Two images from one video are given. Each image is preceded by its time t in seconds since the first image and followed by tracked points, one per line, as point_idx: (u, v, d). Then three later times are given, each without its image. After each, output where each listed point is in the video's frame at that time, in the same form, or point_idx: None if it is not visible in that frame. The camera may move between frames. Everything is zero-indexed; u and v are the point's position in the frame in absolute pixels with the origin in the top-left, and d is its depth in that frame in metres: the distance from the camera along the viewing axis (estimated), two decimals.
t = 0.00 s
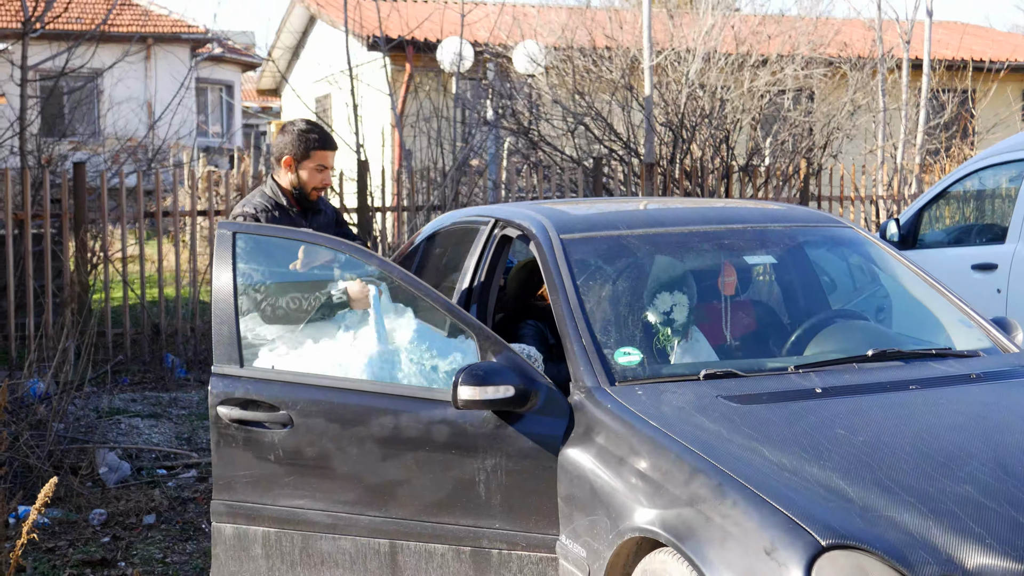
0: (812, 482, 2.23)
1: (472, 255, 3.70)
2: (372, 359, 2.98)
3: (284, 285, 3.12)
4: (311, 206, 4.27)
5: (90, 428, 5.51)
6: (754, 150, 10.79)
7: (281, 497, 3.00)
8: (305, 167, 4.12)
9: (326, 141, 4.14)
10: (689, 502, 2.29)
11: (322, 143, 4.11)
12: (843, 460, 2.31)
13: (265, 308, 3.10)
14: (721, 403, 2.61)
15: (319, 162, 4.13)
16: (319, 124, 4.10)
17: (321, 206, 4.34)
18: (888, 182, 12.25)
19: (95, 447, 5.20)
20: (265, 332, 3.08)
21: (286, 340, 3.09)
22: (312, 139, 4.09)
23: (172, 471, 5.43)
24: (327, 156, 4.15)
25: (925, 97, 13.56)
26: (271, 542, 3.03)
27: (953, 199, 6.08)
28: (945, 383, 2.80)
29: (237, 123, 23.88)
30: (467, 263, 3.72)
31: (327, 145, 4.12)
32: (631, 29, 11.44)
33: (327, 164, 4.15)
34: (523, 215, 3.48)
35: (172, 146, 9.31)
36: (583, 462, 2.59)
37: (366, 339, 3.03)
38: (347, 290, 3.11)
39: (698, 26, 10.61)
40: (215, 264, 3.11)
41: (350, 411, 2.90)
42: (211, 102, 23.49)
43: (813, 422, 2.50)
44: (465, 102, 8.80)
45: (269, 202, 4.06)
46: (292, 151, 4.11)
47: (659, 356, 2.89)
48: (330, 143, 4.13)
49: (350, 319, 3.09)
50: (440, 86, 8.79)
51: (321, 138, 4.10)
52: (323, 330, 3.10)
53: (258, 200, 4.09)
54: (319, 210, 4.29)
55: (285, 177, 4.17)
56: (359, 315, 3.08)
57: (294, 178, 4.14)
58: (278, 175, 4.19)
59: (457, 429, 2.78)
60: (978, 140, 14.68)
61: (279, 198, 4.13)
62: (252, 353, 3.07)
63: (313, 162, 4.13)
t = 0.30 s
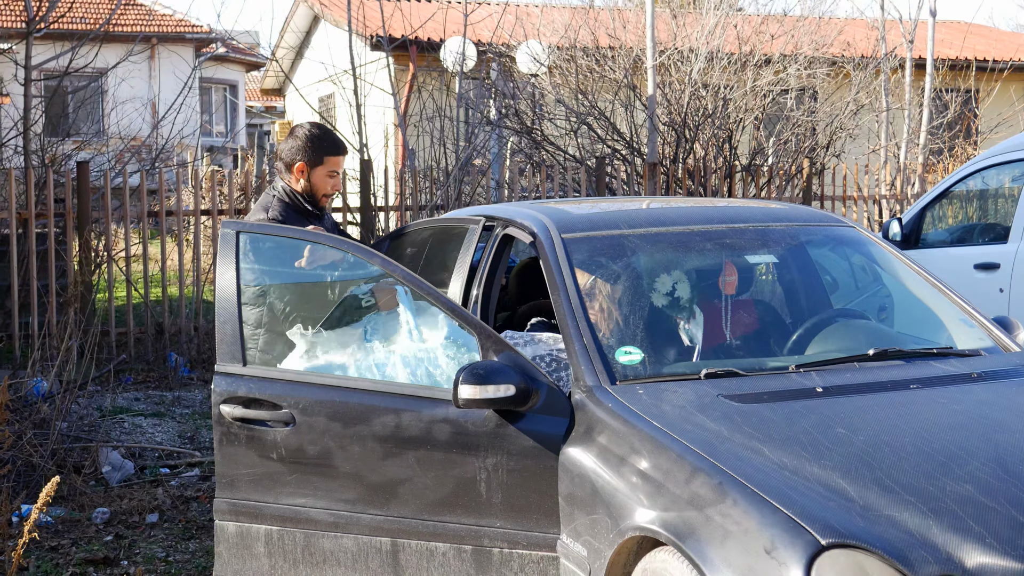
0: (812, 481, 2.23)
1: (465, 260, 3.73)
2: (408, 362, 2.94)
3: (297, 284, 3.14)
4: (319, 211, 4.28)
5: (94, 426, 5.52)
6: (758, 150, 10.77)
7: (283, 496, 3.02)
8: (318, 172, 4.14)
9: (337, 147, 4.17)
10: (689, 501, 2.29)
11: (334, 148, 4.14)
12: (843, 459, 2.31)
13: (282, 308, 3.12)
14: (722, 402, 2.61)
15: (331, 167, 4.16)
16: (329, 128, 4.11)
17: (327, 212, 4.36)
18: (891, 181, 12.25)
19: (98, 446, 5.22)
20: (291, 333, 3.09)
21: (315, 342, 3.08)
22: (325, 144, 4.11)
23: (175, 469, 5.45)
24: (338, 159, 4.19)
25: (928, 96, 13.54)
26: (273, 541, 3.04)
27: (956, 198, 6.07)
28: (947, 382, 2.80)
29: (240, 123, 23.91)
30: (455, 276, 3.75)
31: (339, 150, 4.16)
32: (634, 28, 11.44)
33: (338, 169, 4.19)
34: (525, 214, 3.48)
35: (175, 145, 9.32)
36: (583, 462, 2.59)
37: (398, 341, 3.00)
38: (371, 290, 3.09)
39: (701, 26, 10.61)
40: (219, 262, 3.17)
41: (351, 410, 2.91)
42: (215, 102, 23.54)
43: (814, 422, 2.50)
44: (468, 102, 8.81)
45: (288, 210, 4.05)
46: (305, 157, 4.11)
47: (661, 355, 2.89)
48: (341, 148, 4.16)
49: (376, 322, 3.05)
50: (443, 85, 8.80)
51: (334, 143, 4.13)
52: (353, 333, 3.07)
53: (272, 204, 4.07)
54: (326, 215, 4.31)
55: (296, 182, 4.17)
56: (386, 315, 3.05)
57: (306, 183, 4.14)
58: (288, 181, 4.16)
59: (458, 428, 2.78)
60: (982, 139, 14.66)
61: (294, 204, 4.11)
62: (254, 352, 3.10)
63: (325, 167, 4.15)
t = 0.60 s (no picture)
0: (812, 481, 2.22)
1: (459, 262, 3.74)
2: (414, 357, 2.94)
3: (301, 281, 3.14)
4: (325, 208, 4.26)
5: (93, 426, 5.51)
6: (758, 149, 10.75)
7: (281, 496, 3.01)
8: (325, 167, 4.13)
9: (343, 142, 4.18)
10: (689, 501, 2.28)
11: (341, 143, 4.14)
12: (843, 458, 2.30)
13: (288, 307, 3.13)
14: (721, 401, 2.61)
15: (338, 162, 4.16)
16: (337, 123, 4.12)
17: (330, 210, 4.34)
18: (891, 179, 12.23)
19: (97, 445, 5.21)
20: (299, 329, 3.11)
21: (323, 337, 3.10)
22: (333, 139, 4.11)
23: (174, 469, 5.45)
24: (344, 155, 4.19)
25: (928, 95, 13.53)
26: (271, 541, 3.04)
27: (957, 197, 6.06)
28: (947, 381, 2.79)
29: (240, 122, 23.90)
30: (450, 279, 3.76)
31: (346, 145, 4.16)
32: (635, 27, 11.42)
33: (344, 165, 4.19)
34: (524, 213, 3.48)
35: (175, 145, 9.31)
36: (583, 461, 2.58)
37: (405, 336, 3.00)
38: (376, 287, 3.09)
39: (702, 25, 10.59)
40: (214, 261, 3.13)
41: (349, 410, 2.90)
42: (215, 101, 23.52)
43: (813, 421, 2.49)
44: (468, 102, 8.80)
45: (298, 204, 4.02)
46: (313, 152, 4.10)
47: (662, 354, 2.88)
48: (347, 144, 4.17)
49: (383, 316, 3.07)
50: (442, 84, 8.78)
51: (341, 138, 4.14)
52: (360, 328, 3.10)
53: (281, 199, 4.03)
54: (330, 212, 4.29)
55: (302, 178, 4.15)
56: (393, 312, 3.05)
57: (314, 179, 4.12)
58: (294, 177, 4.13)
59: (457, 428, 2.78)
60: (983, 138, 14.64)
61: (303, 199, 4.08)
62: (252, 352, 3.09)
63: (332, 162, 4.15)
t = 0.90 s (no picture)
0: (811, 481, 2.22)
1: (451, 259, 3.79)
2: (413, 358, 2.94)
3: (300, 281, 3.14)
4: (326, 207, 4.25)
5: (93, 425, 5.51)
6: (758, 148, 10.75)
7: (280, 496, 3.01)
8: (326, 167, 4.12)
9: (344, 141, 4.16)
10: (688, 501, 2.28)
11: (341, 143, 4.13)
12: (843, 458, 2.30)
13: (288, 306, 3.14)
14: (721, 401, 2.61)
15: (338, 162, 4.15)
16: (337, 123, 4.11)
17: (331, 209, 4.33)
18: (891, 179, 12.23)
19: (97, 445, 5.20)
20: (298, 330, 3.12)
21: (321, 338, 3.10)
22: (334, 138, 4.10)
23: (173, 469, 5.45)
24: (345, 154, 4.18)
25: (928, 95, 13.53)
26: (269, 541, 3.04)
27: (957, 197, 6.05)
28: (947, 381, 2.79)
29: (240, 122, 23.90)
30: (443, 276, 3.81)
31: (347, 145, 4.15)
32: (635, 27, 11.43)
33: (344, 164, 4.17)
34: (524, 213, 3.47)
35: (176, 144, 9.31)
36: (582, 461, 2.58)
37: (403, 336, 3.00)
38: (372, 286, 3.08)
39: (702, 25, 10.59)
40: (212, 261, 3.13)
41: (348, 410, 2.90)
42: (215, 101, 23.53)
43: (813, 421, 2.49)
44: (468, 101, 8.81)
45: (299, 204, 4.01)
46: (313, 151, 4.09)
47: (662, 354, 2.88)
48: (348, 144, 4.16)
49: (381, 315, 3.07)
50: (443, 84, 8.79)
51: (342, 138, 4.12)
52: (360, 328, 3.11)
53: (282, 198, 4.02)
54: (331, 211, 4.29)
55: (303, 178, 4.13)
56: (391, 311, 3.04)
57: (315, 179, 4.12)
58: (295, 177, 4.12)
59: (457, 428, 2.77)
60: (983, 137, 14.64)
61: (304, 199, 4.07)
62: (251, 353, 3.09)
63: (333, 161, 4.14)
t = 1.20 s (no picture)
0: (812, 482, 2.22)
1: (448, 258, 3.87)
2: (410, 360, 2.95)
3: (301, 283, 3.14)
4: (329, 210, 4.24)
5: (93, 425, 5.51)
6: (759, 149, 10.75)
7: (281, 497, 3.01)
8: (331, 169, 4.12)
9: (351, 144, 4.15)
10: (689, 502, 2.28)
11: (348, 146, 4.12)
12: (843, 459, 2.30)
13: (288, 308, 3.13)
14: (722, 402, 2.61)
15: (344, 164, 4.14)
16: (343, 125, 4.10)
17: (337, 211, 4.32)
18: (892, 180, 12.23)
19: (98, 445, 5.21)
20: (297, 332, 3.12)
21: (320, 339, 3.10)
22: (340, 141, 4.09)
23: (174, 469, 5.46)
24: (351, 156, 4.17)
25: (929, 95, 13.53)
26: (270, 542, 3.04)
27: (957, 197, 6.06)
28: (946, 382, 2.80)
29: (241, 122, 23.91)
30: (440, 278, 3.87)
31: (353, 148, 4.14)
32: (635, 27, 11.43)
33: (350, 167, 4.16)
34: (524, 213, 3.48)
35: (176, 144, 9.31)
36: (583, 462, 2.58)
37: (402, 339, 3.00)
38: (370, 286, 3.09)
39: (702, 25, 10.59)
40: (213, 262, 3.11)
41: (349, 410, 2.91)
42: (216, 102, 23.54)
43: (813, 422, 2.49)
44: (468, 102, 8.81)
45: (300, 205, 4.02)
46: (318, 153, 4.09)
47: (663, 355, 2.88)
48: (354, 147, 4.15)
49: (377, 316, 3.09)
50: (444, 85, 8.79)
51: (348, 142, 4.11)
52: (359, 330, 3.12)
53: (284, 199, 4.03)
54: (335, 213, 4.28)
55: (308, 179, 4.14)
56: (390, 313, 3.06)
57: (319, 180, 4.13)
58: (300, 178, 4.14)
59: (458, 428, 2.77)
60: (984, 138, 14.64)
61: (306, 201, 4.08)
62: (252, 354, 3.09)
63: (338, 164, 4.13)
